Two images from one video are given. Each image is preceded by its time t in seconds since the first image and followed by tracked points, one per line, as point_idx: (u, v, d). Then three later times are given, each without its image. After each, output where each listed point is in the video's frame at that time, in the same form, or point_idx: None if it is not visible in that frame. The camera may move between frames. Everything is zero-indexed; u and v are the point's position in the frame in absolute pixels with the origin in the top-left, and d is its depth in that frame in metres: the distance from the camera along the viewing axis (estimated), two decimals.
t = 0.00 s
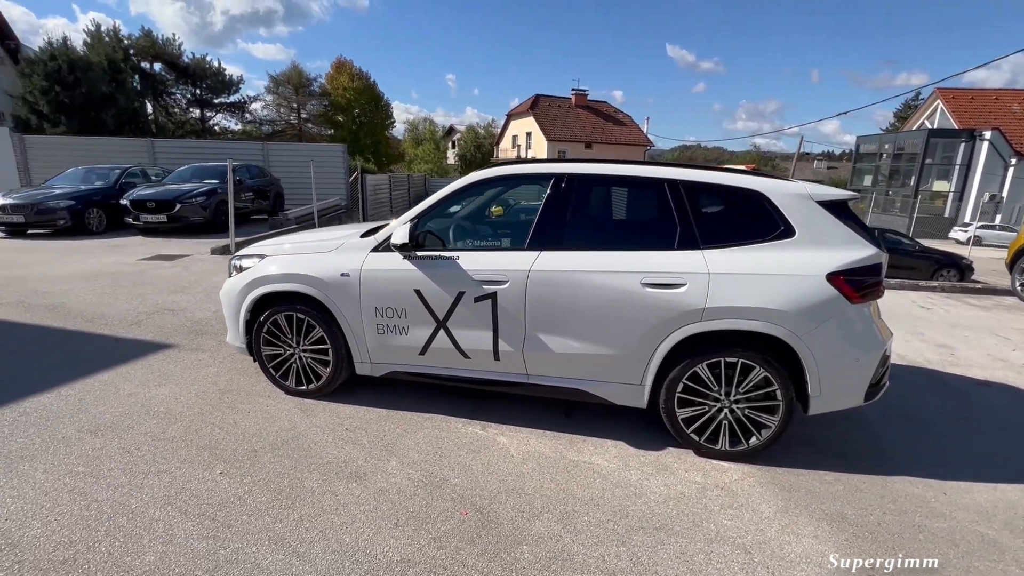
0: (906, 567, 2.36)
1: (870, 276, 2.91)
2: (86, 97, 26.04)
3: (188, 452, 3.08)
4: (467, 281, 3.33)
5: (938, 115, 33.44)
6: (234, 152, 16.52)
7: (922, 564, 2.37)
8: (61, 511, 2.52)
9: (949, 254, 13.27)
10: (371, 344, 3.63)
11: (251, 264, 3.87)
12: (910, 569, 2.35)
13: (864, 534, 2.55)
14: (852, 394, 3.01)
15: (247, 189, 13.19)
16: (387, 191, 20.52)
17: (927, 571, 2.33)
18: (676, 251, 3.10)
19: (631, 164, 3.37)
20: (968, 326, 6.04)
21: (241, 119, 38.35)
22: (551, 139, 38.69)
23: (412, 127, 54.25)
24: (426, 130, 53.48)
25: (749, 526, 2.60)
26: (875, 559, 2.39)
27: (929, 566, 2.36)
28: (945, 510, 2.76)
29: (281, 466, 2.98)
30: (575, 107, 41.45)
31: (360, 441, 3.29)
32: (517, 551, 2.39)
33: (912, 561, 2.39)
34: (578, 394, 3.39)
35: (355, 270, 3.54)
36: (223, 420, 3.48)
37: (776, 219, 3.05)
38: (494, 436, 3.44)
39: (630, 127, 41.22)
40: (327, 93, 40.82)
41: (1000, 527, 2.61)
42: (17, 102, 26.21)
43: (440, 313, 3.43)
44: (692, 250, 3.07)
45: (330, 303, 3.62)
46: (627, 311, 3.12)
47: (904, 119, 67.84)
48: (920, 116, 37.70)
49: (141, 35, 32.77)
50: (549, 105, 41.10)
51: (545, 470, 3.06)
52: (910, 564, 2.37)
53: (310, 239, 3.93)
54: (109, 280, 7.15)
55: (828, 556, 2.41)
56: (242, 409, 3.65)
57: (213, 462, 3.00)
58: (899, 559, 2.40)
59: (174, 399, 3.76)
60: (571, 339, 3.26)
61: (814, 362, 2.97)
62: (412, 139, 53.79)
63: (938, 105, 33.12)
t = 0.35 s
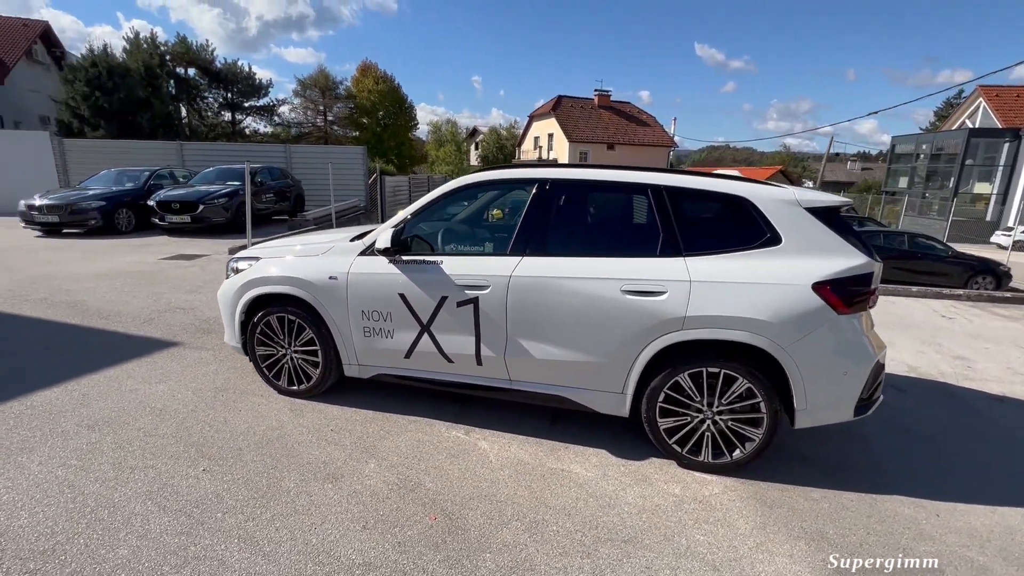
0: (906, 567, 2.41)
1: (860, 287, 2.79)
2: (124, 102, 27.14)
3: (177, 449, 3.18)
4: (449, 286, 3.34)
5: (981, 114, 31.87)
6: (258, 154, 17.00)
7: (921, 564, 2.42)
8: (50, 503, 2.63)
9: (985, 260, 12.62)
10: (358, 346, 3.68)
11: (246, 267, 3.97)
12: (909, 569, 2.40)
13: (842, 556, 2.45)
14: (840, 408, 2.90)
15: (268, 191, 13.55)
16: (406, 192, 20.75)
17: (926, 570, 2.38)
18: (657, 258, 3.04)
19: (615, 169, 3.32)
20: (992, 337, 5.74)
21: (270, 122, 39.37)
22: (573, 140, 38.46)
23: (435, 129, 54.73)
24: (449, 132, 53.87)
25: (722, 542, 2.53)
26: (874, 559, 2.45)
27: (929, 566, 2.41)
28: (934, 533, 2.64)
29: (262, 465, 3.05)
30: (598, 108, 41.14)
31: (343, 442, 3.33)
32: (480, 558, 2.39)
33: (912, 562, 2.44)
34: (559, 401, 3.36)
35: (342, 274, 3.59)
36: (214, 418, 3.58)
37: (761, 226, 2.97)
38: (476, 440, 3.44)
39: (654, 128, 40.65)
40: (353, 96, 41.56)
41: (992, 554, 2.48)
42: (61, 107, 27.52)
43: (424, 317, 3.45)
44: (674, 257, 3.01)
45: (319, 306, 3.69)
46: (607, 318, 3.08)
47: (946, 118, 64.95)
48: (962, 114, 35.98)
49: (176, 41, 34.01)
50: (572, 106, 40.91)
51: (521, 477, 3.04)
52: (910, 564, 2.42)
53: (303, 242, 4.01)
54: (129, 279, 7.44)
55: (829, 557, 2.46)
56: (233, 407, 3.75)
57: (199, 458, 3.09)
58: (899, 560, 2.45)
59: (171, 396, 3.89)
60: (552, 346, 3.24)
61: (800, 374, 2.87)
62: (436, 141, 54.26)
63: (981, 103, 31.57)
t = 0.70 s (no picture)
0: (906, 567, 2.42)
1: (847, 288, 2.74)
2: (154, 104, 28.07)
3: (173, 437, 3.30)
4: (436, 283, 3.39)
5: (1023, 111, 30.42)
6: (280, 154, 17.42)
7: (922, 564, 2.43)
8: (48, 484, 2.76)
9: (1020, 263, 12.07)
10: (350, 341, 3.76)
11: (246, 262, 4.09)
12: (909, 568, 2.41)
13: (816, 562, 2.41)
14: (826, 412, 2.84)
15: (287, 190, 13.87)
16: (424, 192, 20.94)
17: (926, 570, 2.39)
18: (640, 256, 3.03)
19: (602, 167, 3.31)
20: (1012, 344, 5.49)
21: (294, 123, 40.19)
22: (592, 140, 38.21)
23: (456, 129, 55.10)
24: (470, 132, 54.15)
25: (696, 543, 2.51)
26: (874, 559, 2.45)
27: (929, 566, 2.42)
28: (919, 543, 2.57)
29: (250, 454, 3.14)
30: (618, 108, 40.81)
31: (332, 435, 3.41)
32: (451, 550, 2.42)
33: (912, 561, 2.45)
34: (544, 399, 3.37)
35: (335, 270, 3.67)
36: (211, 408, 3.70)
37: (746, 225, 2.93)
38: (461, 436, 3.48)
39: (676, 127, 40.11)
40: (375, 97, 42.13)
41: (976, 567, 2.40)
42: (96, 109, 28.63)
43: (413, 313, 3.50)
44: (658, 257, 2.99)
45: (313, 302, 3.78)
46: (589, 316, 3.07)
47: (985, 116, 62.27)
48: (1002, 112, 34.42)
49: (206, 45, 35.02)
50: (592, 105, 40.68)
51: (500, 473, 3.07)
52: (910, 564, 2.43)
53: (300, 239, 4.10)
54: (148, 275, 7.72)
55: (829, 556, 2.46)
56: (231, 399, 3.87)
57: (192, 446, 3.20)
58: (900, 559, 2.45)
59: (173, 386, 4.03)
60: (536, 344, 3.25)
61: (783, 376, 2.82)
62: (456, 141, 54.60)
63: None
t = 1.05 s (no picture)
0: (906, 567, 2.38)
1: (819, 283, 2.72)
2: (185, 106, 29.08)
3: (169, 419, 3.48)
4: (419, 276, 3.48)
5: None
6: (301, 154, 17.89)
7: (922, 564, 2.39)
8: (49, 459, 2.95)
9: None
10: (340, 332, 3.88)
11: (244, 255, 4.26)
12: (910, 568, 2.37)
13: (774, 556, 2.41)
14: (797, 408, 2.83)
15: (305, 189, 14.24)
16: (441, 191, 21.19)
17: (926, 571, 2.36)
18: (614, 250, 3.07)
19: (580, 163, 3.37)
20: None
21: (319, 124, 41.09)
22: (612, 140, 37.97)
23: (478, 129, 55.45)
24: (491, 132, 54.41)
25: (657, 533, 2.54)
26: (875, 559, 2.41)
27: (929, 566, 2.38)
28: (887, 541, 2.54)
29: (238, 437, 3.29)
30: (639, 107, 40.46)
31: (317, 421, 3.54)
32: (414, 531, 2.50)
33: (912, 561, 2.41)
34: (522, 391, 3.43)
35: (325, 263, 3.81)
36: (208, 394, 3.87)
37: (719, 220, 2.94)
38: (443, 426, 3.57)
39: (698, 127, 39.54)
40: (397, 97, 42.75)
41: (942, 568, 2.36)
42: (131, 112, 29.84)
43: (397, 305, 3.61)
44: (631, 250, 3.03)
45: (305, 293, 3.92)
46: (563, 310, 3.12)
47: None
48: None
49: (235, 49, 36.11)
50: (613, 105, 40.43)
51: (475, 462, 3.14)
52: (910, 564, 2.39)
53: (295, 233, 4.26)
54: (167, 269, 8.05)
55: (829, 556, 2.42)
56: (228, 385, 4.04)
57: (185, 428, 3.37)
58: (900, 559, 2.42)
59: (175, 373, 4.23)
60: (513, 336, 3.32)
61: (754, 371, 2.82)
62: (477, 141, 54.97)
63: None
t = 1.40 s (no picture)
0: (906, 567, 2.37)
1: (796, 283, 2.69)
2: (213, 108, 29.99)
3: (167, 407, 3.63)
4: (406, 273, 3.55)
5: None
6: (320, 153, 18.27)
7: (922, 564, 2.38)
8: (50, 441, 3.12)
9: None
10: (332, 326, 3.98)
11: (244, 251, 4.41)
12: (910, 568, 2.36)
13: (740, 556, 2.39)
14: (774, 409, 2.80)
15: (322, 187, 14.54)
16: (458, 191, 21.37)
17: (926, 570, 2.35)
18: (593, 248, 3.08)
19: (564, 161, 3.39)
20: None
21: (342, 124, 41.85)
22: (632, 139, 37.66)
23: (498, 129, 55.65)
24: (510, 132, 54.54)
25: (625, 529, 2.54)
26: (875, 559, 2.41)
27: (930, 566, 2.37)
28: (860, 545, 2.49)
29: (230, 425, 3.42)
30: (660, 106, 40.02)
31: (306, 412, 3.64)
32: (386, 519, 2.57)
33: (912, 561, 2.40)
34: (505, 387, 3.46)
35: (318, 259, 3.91)
36: (206, 384, 4.02)
37: (697, 218, 2.93)
38: (428, 420, 3.63)
39: (721, 126, 38.90)
40: (417, 98, 43.23)
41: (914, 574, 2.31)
42: (162, 113, 30.91)
43: (386, 301, 3.68)
44: (611, 248, 3.03)
45: (300, 288, 4.03)
46: (542, 307, 3.15)
47: None
48: None
49: (261, 51, 37.05)
50: (633, 104, 40.09)
51: (454, 455, 3.19)
52: (910, 564, 2.39)
53: (293, 230, 4.38)
54: (184, 264, 8.34)
55: (829, 556, 2.41)
56: (226, 376, 4.18)
57: (180, 416, 3.51)
58: (900, 560, 2.41)
59: (178, 363, 4.40)
60: (495, 332, 3.36)
61: (730, 371, 2.80)
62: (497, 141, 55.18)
63: None
